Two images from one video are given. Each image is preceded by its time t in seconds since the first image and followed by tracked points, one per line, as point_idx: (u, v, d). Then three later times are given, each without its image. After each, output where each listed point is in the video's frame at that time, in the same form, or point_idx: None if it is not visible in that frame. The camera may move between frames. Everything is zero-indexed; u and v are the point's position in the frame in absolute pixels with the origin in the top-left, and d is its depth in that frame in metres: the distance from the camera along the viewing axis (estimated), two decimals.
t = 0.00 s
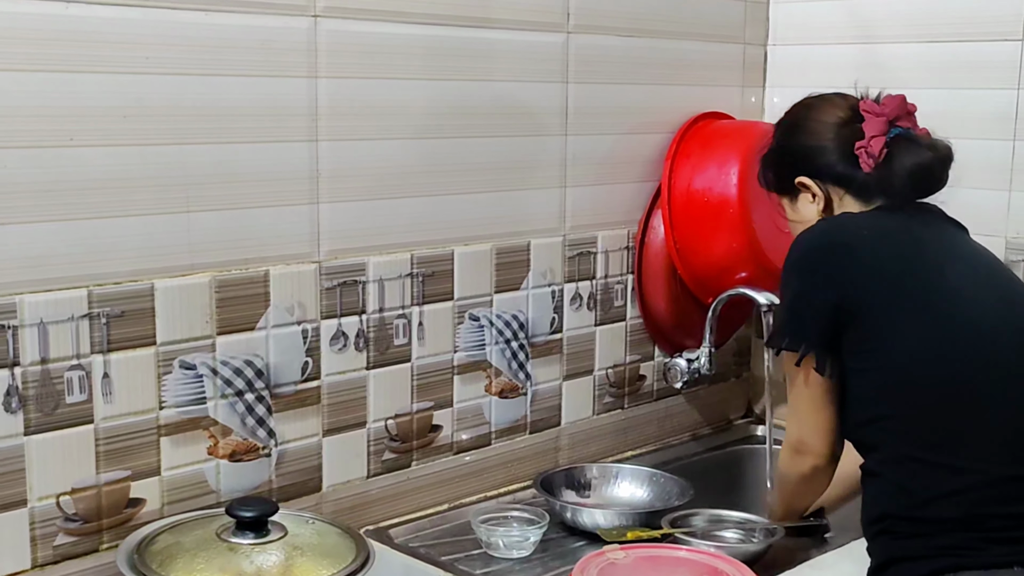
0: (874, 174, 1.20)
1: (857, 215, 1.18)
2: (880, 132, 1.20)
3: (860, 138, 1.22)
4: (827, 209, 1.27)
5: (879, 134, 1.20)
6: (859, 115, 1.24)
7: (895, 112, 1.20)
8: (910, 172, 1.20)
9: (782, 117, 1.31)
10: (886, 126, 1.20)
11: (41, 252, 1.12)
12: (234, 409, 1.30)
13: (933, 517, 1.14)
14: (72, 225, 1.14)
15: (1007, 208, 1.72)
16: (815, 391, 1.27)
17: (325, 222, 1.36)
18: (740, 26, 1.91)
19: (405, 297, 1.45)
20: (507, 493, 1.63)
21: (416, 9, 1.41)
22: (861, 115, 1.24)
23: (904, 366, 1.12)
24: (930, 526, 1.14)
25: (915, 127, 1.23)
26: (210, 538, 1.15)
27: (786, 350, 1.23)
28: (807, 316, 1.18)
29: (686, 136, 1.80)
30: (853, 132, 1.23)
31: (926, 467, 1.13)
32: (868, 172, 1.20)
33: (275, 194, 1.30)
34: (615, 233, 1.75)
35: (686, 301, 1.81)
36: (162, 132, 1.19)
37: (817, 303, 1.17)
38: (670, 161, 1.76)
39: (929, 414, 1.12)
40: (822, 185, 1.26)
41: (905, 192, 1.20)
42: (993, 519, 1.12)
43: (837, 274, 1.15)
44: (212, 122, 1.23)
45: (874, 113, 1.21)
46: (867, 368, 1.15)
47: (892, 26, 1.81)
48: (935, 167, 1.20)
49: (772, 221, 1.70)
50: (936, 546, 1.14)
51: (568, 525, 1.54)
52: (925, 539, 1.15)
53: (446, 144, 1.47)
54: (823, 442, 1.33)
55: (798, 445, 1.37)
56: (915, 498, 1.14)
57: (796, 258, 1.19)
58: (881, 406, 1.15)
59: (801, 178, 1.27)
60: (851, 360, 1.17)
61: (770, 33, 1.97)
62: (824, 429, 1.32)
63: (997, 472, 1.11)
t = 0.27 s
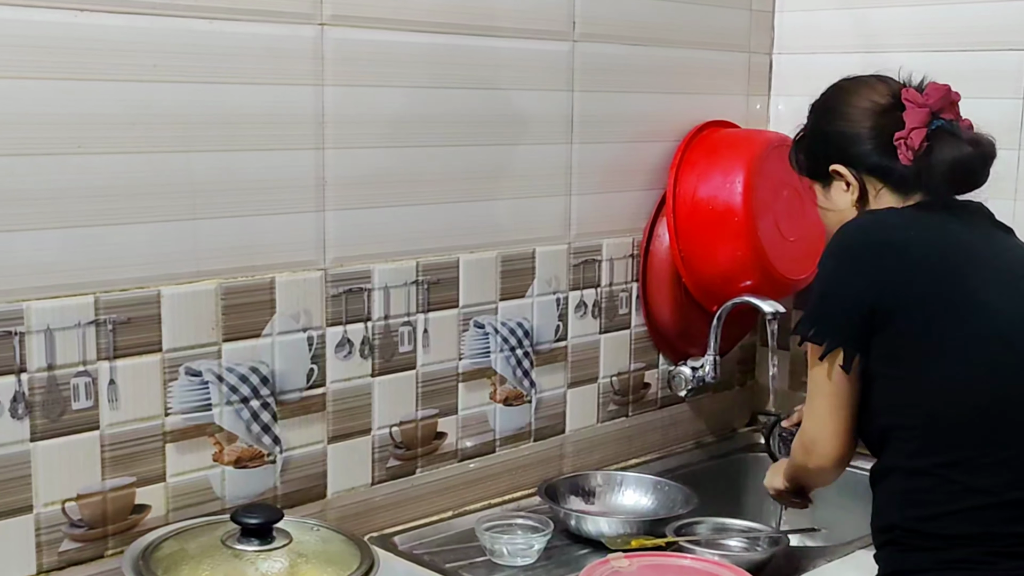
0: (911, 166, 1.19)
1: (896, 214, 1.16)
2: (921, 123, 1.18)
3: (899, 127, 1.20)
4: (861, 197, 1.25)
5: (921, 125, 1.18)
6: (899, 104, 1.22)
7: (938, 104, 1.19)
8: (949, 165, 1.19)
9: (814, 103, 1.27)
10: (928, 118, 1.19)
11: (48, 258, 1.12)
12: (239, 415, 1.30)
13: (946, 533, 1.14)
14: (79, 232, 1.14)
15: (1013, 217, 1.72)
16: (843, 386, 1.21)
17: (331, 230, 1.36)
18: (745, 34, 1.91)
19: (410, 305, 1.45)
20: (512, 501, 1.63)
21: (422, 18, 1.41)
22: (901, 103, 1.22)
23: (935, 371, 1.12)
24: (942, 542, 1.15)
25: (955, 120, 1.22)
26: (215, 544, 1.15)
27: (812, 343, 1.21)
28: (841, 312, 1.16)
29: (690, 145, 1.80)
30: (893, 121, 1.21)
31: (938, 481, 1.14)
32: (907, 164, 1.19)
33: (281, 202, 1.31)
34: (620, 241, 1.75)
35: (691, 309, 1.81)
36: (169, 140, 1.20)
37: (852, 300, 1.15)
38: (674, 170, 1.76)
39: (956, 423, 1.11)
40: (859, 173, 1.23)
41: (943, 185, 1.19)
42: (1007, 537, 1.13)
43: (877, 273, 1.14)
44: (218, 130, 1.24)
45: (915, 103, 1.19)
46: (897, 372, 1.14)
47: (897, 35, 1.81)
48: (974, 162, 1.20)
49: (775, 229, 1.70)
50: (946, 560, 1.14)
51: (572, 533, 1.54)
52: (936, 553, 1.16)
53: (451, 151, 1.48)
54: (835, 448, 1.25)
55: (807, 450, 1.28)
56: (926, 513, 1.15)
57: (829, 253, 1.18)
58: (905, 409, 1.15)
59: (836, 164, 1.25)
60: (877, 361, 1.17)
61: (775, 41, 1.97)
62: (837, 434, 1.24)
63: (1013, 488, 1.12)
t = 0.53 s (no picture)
0: (892, 179, 1.20)
1: (895, 217, 1.16)
2: (899, 136, 1.19)
3: (878, 141, 1.22)
4: (846, 212, 1.26)
5: (899, 137, 1.19)
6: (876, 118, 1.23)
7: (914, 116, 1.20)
8: (929, 174, 1.20)
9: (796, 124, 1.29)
10: (905, 130, 1.20)
11: (51, 260, 1.12)
12: (241, 417, 1.30)
13: (950, 530, 1.14)
14: (82, 233, 1.14)
15: (1016, 220, 1.71)
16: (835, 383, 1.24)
17: (333, 231, 1.36)
18: (748, 37, 1.91)
19: (412, 307, 1.45)
20: (514, 503, 1.63)
21: (425, 20, 1.42)
22: (877, 118, 1.23)
23: (931, 371, 1.12)
24: (946, 540, 1.15)
25: (932, 131, 1.23)
26: (218, 546, 1.15)
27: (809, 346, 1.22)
28: (836, 315, 1.17)
29: (693, 147, 1.80)
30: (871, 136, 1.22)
31: (944, 479, 1.13)
32: (888, 176, 1.20)
33: (284, 204, 1.31)
34: (623, 244, 1.75)
35: (693, 312, 1.81)
36: (172, 142, 1.20)
37: (846, 303, 1.16)
38: (677, 172, 1.76)
39: (952, 423, 1.11)
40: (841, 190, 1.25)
41: (926, 194, 1.20)
42: (1010, 533, 1.13)
43: (870, 275, 1.14)
44: (221, 132, 1.24)
45: (891, 116, 1.21)
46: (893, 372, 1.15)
47: (899, 38, 1.81)
48: (955, 169, 1.21)
49: (778, 232, 1.70)
50: (952, 559, 1.14)
51: (574, 535, 1.54)
52: (941, 551, 1.15)
53: (454, 153, 1.48)
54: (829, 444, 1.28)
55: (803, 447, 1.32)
56: (931, 511, 1.15)
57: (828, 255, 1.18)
58: (904, 410, 1.15)
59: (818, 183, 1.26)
60: (874, 363, 1.17)
61: (778, 44, 1.97)
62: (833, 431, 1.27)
63: (1012, 490, 1.12)
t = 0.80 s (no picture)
0: (881, 188, 1.23)
1: (887, 223, 1.18)
2: (885, 146, 1.22)
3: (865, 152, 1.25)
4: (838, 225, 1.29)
5: (884, 147, 1.22)
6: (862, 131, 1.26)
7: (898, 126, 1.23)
8: (917, 181, 1.23)
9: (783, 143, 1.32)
10: (890, 141, 1.23)
11: (53, 261, 1.13)
12: (242, 418, 1.31)
13: (952, 528, 1.14)
14: (84, 235, 1.14)
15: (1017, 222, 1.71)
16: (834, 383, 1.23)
17: (335, 233, 1.36)
18: (749, 39, 1.92)
19: (414, 308, 1.45)
20: (515, 505, 1.63)
21: (426, 21, 1.42)
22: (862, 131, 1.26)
23: (926, 370, 1.13)
24: (947, 538, 1.15)
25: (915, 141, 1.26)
26: (219, 547, 1.15)
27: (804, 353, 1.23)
28: (829, 319, 1.18)
29: (695, 149, 1.80)
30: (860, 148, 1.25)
31: (947, 477, 1.13)
32: (876, 185, 1.23)
33: (286, 205, 1.31)
34: (624, 246, 1.75)
35: (695, 314, 1.81)
36: (174, 143, 1.20)
37: (840, 306, 1.17)
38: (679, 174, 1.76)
39: (949, 420, 1.12)
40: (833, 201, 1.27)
41: (915, 200, 1.23)
42: (1011, 529, 1.13)
43: (863, 277, 1.16)
44: (223, 133, 1.24)
45: (877, 128, 1.24)
46: (887, 374, 1.16)
47: (901, 40, 1.81)
48: (942, 175, 1.23)
49: (780, 234, 1.69)
50: (957, 558, 1.14)
51: (575, 537, 1.54)
52: (946, 551, 1.15)
53: (456, 155, 1.48)
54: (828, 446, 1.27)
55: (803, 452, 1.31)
56: (934, 509, 1.14)
57: (821, 260, 1.19)
58: (900, 410, 1.15)
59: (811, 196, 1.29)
60: (869, 366, 1.18)
61: (779, 47, 1.97)
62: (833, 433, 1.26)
63: (1010, 488, 1.12)
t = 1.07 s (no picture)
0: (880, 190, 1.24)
1: (887, 224, 1.19)
2: (883, 149, 1.23)
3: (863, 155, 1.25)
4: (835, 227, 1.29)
5: (882, 150, 1.23)
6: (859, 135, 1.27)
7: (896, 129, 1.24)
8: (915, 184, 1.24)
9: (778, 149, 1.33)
10: (888, 144, 1.24)
11: (53, 262, 1.13)
12: (243, 420, 1.31)
13: (955, 527, 1.14)
14: (85, 237, 1.14)
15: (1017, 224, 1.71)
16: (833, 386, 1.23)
17: (335, 234, 1.36)
18: (750, 41, 1.92)
19: (414, 310, 1.46)
20: (516, 506, 1.63)
21: (427, 23, 1.42)
22: (860, 134, 1.27)
23: (928, 370, 1.13)
24: (950, 539, 1.15)
25: (913, 144, 1.27)
26: (219, 548, 1.16)
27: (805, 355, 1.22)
28: (830, 320, 1.17)
29: (696, 150, 1.80)
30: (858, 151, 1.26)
31: (950, 477, 1.13)
32: (874, 188, 1.24)
33: (286, 206, 1.31)
34: (625, 247, 1.75)
35: (696, 315, 1.81)
36: (175, 144, 1.20)
37: (842, 307, 1.16)
38: (680, 175, 1.76)
39: (952, 420, 1.12)
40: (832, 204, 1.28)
41: (912, 203, 1.24)
42: (1014, 528, 1.13)
43: (865, 277, 1.15)
44: (224, 135, 1.24)
45: (875, 130, 1.25)
46: (888, 374, 1.15)
47: (901, 42, 1.81)
48: (939, 179, 1.25)
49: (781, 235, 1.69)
50: (960, 558, 1.14)
51: (576, 538, 1.54)
52: (948, 552, 1.15)
53: (457, 156, 1.48)
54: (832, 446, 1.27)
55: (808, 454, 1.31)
56: (937, 509, 1.15)
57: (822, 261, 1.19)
58: (902, 411, 1.15)
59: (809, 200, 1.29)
60: (870, 368, 1.17)
61: (780, 48, 1.98)
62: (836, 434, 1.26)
63: (1012, 487, 1.12)
